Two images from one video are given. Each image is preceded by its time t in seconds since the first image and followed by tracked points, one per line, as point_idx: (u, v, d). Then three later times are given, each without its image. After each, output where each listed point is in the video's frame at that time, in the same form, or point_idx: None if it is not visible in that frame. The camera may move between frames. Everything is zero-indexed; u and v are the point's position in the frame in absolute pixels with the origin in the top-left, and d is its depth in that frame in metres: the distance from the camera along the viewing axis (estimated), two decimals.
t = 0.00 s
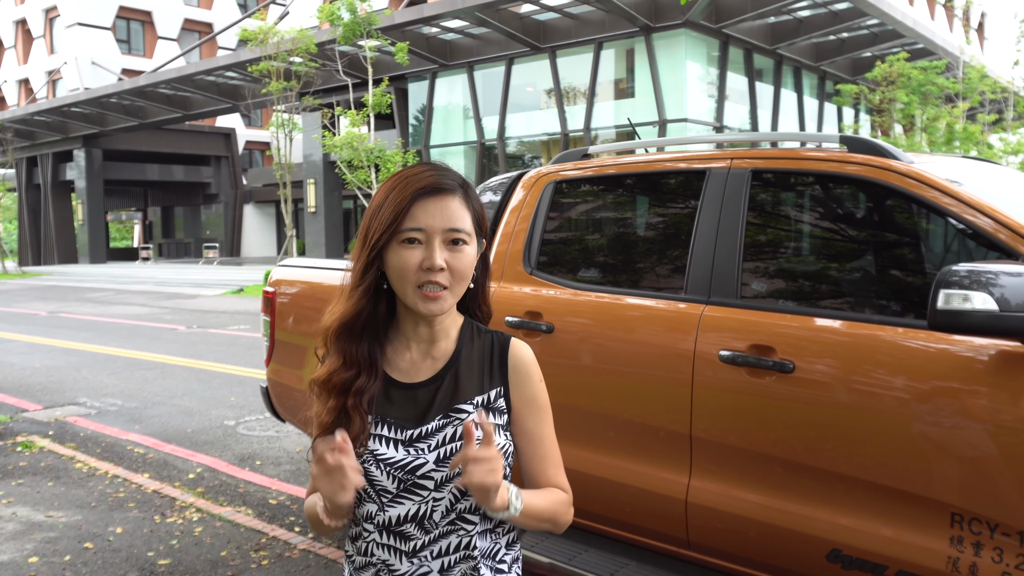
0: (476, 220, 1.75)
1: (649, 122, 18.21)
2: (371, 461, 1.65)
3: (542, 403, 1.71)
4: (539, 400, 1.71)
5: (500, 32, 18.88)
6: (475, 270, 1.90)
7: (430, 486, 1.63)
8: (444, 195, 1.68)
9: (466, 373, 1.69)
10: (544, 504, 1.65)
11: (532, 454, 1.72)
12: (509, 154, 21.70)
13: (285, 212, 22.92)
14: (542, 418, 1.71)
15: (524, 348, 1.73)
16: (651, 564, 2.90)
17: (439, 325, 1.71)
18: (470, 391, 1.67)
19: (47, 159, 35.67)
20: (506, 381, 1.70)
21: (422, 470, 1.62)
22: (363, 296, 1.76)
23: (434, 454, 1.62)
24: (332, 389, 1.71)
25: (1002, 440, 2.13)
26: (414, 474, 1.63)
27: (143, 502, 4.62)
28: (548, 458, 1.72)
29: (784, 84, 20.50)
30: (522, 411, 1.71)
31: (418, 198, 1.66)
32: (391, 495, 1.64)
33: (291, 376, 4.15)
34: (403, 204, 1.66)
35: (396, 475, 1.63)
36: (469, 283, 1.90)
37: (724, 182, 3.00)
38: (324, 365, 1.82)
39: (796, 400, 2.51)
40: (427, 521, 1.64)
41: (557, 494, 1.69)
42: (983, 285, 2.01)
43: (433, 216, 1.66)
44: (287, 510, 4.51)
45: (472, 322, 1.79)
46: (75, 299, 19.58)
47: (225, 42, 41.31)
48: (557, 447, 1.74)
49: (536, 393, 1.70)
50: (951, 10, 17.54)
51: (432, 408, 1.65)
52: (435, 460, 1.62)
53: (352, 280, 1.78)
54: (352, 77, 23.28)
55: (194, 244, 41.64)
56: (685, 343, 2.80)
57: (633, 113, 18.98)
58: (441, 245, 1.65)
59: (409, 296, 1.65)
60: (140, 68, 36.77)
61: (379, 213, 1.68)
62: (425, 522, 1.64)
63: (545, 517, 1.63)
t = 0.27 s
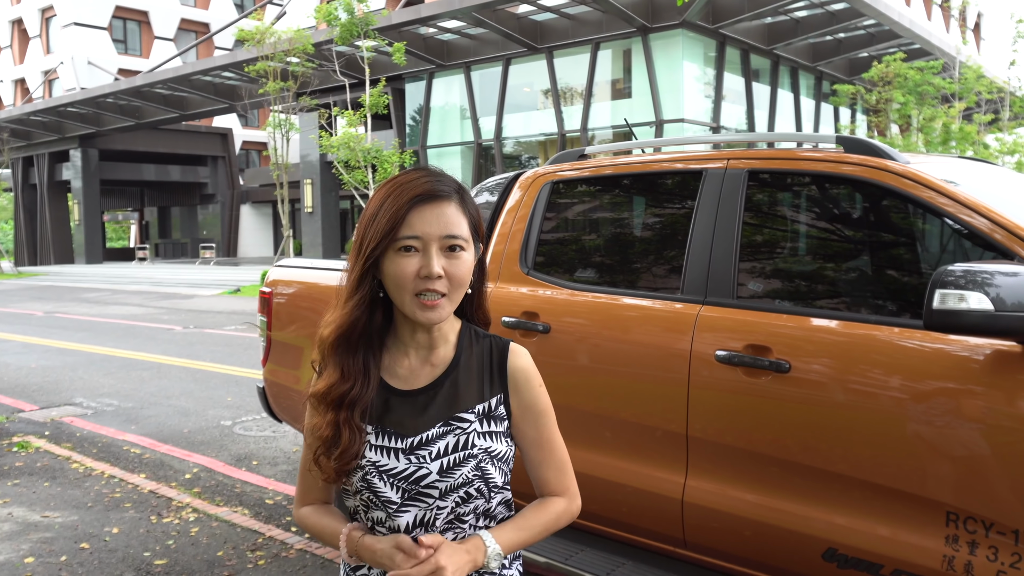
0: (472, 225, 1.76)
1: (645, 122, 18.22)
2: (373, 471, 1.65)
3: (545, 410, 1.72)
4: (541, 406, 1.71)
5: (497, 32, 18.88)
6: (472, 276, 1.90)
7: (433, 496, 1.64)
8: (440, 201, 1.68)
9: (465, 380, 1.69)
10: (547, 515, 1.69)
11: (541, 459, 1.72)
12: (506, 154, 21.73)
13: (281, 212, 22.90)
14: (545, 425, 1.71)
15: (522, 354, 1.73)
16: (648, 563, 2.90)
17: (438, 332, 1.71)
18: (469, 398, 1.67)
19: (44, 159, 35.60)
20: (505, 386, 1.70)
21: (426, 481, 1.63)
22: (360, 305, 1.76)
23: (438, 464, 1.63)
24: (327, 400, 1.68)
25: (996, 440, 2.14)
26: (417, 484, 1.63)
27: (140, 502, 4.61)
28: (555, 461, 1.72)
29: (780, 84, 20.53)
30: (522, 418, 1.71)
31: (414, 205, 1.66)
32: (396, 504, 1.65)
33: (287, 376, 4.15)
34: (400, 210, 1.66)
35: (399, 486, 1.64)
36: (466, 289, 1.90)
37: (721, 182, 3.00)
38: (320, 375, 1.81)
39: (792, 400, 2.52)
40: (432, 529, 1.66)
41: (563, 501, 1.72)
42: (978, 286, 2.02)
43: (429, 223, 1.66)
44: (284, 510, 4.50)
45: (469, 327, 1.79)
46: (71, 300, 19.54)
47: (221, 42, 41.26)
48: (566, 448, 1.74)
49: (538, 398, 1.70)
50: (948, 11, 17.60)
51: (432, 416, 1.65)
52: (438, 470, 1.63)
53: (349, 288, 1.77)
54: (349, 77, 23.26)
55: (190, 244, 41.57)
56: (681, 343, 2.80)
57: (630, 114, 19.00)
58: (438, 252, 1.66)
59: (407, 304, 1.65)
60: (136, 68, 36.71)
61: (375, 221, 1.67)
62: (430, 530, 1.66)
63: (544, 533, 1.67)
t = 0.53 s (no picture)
0: (470, 220, 1.76)
1: (643, 122, 18.23)
2: (369, 469, 1.66)
3: (544, 406, 1.71)
4: (539, 404, 1.70)
5: (495, 33, 18.89)
6: (470, 273, 1.90)
7: (428, 493, 1.64)
8: (438, 193, 1.68)
9: (464, 378, 1.68)
10: (550, 516, 1.67)
11: (541, 460, 1.71)
12: (504, 154, 21.78)
13: (279, 212, 22.88)
14: (544, 424, 1.70)
15: (521, 352, 1.73)
16: (647, 563, 2.91)
17: (436, 327, 1.71)
18: (467, 397, 1.67)
19: (41, 159, 35.56)
20: (504, 385, 1.70)
21: (420, 478, 1.63)
22: (361, 300, 1.76)
23: (432, 462, 1.63)
24: (328, 396, 1.69)
25: (996, 440, 2.14)
26: (412, 482, 1.64)
27: (138, 503, 4.61)
28: (560, 462, 1.71)
29: (778, 84, 20.56)
30: (519, 416, 1.70)
31: (411, 197, 1.67)
32: (392, 502, 1.66)
33: (286, 377, 4.15)
34: (397, 203, 1.66)
35: (394, 483, 1.65)
36: (465, 284, 1.91)
37: (718, 184, 3.00)
38: (320, 372, 1.81)
39: (793, 399, 2.51)
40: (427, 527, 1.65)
41: (570, 501, 1.70)
42: (977, 286, 2.02)
43: (425, 215, 1.66)
44: (282, 511, 4.50)
45: (468, 325, 1.79)
46: (69, 300, 19.52)
47: (219, 42, 41.23)
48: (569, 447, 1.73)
49: (537, 396, 1.70)
50: (945, 11, 17.64)
51: (430, 414, 1.65)
52: (432, 467, 1.63)
53: (349, 284, 1.78)
54: (347, 78, 23.26)
55: (188, 244, 41.53)
56: (680, 344, 2.80)
57: (628, 114, 19.00)
58: (435, 243, 1.66)
59: (404, 296, 1.65)
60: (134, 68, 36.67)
61: (373, 214, 1.67)
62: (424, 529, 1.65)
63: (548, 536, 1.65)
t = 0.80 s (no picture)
0: (470, 216, 1.76)
1: (642, 122, 18.22)
2: (368, 465, 1.65)
3: (536, 406, 1.71)
4: (533, 405, 1.71)
5: (494, 32, 18.88)
6: (471, 270, 1.90)
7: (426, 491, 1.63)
8: (437, 188, 1.68)
9: (463, 376, 1.68)
10: (536, 513, 1.66)
11: (527, 462, 1.71)
12: (503, 154, 21.77)
13: (279, 212, 22.86)
14: (535, 425, 1.70)
15: (520, 350, 1.73)
16: (646, 564, 2.91)
17: (435, 323, 1.71)
18: (466, 395, 1.67)
19: (39, 159, 35.53)
20: (502, 383, 1.70)
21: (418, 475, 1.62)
22: (359, 296, 1.77)
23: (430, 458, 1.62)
24: (328, 393, 1.70)
25: (996, 440, 2.14)
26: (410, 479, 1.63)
27: (137, 504, 4.61)
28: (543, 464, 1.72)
29: (777, 84, 20.55)
30: (516, 415, 1.70)
31: (410, 192, 1.67)
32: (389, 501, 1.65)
33: (286, 377, 4.15)
34: (396, 198, 1.66)
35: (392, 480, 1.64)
36: (465, 281, 1.91)
37: (718, 183, 3.00)
38: (320, 367, 1.81)
39: (791, 399, 2.52)
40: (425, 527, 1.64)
41: (551, 504, 1.70)
42: (976, 286, 2.02)
43: (425, 209, 1.66)
44: (282, 511, 4.50)
45: (468, 321, 1.79)
46: (68, 300, 19.52)
47: (218, 42, 41.20)
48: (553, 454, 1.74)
49: (531, 396, 1.70)
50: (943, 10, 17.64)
51: (428, 411, 1.65)
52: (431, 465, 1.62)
53: (348, 278, 1.78)
54: (346, 77, 23.24)
55: (187, 244, 41.49)
56: (679, 344, 2.80)
57: (627, 113, 19.00)
58: (433, 238, 1.65)
59: (402, 290, 1.65)
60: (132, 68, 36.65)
61: (372, 209, 1.67)
62: (423, 528, 1.64)
63: (530, 533, 1.62)
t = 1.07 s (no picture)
0: (468, 220, 1.75)
1: (642, 121, 18.22)
2: (366, 467, 1.65)
3: (535, 404, 1.71)
4: (532, 402, 1.71)
5: (494, 31, 18.88)
6: (469, 271, 1.90)
7: (426, 491, 1.63)
8: (435, 194, 1.68)
9: (461, 377, 1.68)
10: (537, 508, 1.68)
11: (527, 458, 1.73)
12: (503, 153, 21.74)
13: (278, 212, 22.85)
14: (535, 421, 1.71)
15: (518, 349, 1.73)
16: (645, 562, 2.91)
17: (434, 326, 1.71)
18: (465, 394, 1.67)
19: (39, 158, 35.50)
20: (500, 384, 1.70)
21: (419, 476, 1.62)
22: (356, 299, 1.76)
23: (431, 459, 1.62)
24: (325, 395, 1.70)
25: (995, 439, 2.14)
26: (410, 480, 1.63)
27: (137, 502, 4.61)
28: (542, 459, 1.73)
29: (776, 83, 20.55)
30: (515, 413, 1.70)
31: (409, 198, 1.66)
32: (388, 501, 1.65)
33: (285, 376, 4.15)
34: (395, 205, 1.66)
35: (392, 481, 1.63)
36: (463, 282, 1.91)
37: (717, 182, 3.00)
38: (317, 370, 1.81)
39: (790, 398, 2.52)
40: (426, 526, 1.64)
41: (552, 499, 1.72)
42: (976, 284, 2.02)
43: (424, 217, 1.66)
44: (281, 510, 4.50)
45: (467, 322, 1.79)
46: (67, 300, 19.51)
47: (217, 41, 41.18)
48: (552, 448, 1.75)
49: (530, 394, 1.70)
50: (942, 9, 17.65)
51: (427, 412, 1.65)
52: (430, 465, 1.62)
53: (346, 282, 1.78)
54: (346, 76, 23.23)
55: (186, 244, 41.47)
56: (678, 343, 2.80)
57: (626, 113, 19.00)
58: (432, 246, 1.65)
59: (401, 297, 1.65)
60: (132, 67, 36.62)
61: (370, 215, 1.67)
62: (424, 529, 1.64)
63: (537, 525, 1.64)
